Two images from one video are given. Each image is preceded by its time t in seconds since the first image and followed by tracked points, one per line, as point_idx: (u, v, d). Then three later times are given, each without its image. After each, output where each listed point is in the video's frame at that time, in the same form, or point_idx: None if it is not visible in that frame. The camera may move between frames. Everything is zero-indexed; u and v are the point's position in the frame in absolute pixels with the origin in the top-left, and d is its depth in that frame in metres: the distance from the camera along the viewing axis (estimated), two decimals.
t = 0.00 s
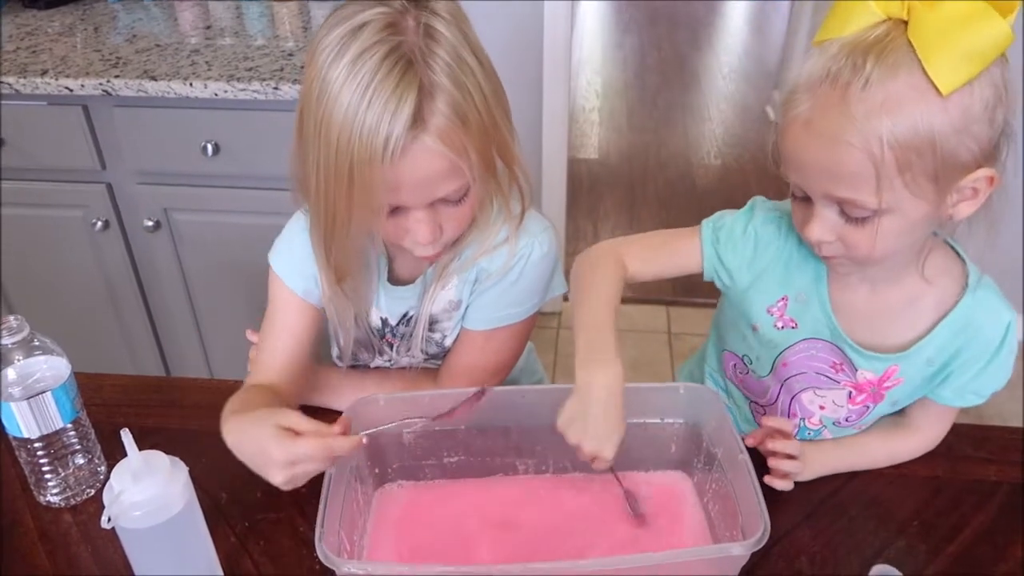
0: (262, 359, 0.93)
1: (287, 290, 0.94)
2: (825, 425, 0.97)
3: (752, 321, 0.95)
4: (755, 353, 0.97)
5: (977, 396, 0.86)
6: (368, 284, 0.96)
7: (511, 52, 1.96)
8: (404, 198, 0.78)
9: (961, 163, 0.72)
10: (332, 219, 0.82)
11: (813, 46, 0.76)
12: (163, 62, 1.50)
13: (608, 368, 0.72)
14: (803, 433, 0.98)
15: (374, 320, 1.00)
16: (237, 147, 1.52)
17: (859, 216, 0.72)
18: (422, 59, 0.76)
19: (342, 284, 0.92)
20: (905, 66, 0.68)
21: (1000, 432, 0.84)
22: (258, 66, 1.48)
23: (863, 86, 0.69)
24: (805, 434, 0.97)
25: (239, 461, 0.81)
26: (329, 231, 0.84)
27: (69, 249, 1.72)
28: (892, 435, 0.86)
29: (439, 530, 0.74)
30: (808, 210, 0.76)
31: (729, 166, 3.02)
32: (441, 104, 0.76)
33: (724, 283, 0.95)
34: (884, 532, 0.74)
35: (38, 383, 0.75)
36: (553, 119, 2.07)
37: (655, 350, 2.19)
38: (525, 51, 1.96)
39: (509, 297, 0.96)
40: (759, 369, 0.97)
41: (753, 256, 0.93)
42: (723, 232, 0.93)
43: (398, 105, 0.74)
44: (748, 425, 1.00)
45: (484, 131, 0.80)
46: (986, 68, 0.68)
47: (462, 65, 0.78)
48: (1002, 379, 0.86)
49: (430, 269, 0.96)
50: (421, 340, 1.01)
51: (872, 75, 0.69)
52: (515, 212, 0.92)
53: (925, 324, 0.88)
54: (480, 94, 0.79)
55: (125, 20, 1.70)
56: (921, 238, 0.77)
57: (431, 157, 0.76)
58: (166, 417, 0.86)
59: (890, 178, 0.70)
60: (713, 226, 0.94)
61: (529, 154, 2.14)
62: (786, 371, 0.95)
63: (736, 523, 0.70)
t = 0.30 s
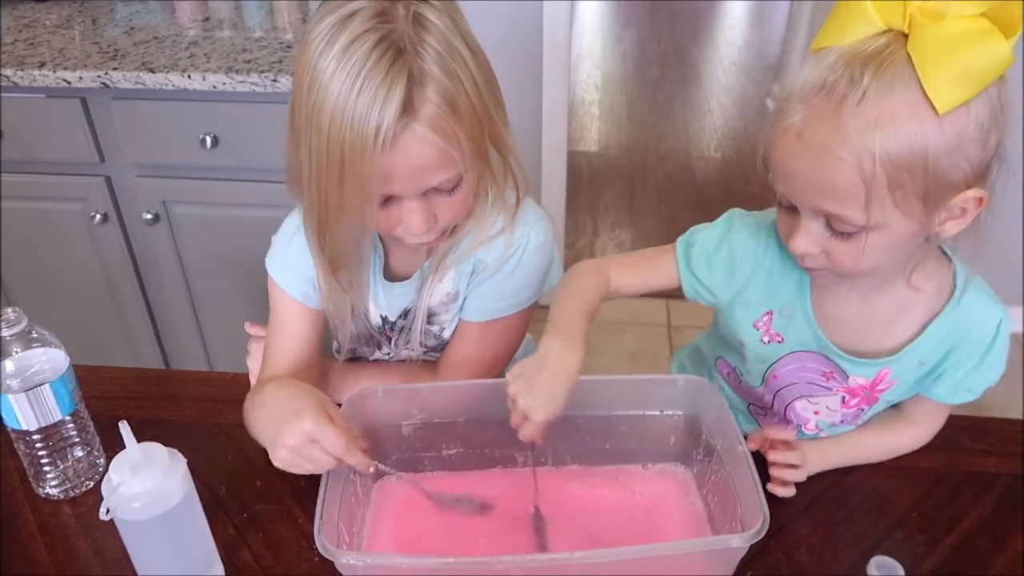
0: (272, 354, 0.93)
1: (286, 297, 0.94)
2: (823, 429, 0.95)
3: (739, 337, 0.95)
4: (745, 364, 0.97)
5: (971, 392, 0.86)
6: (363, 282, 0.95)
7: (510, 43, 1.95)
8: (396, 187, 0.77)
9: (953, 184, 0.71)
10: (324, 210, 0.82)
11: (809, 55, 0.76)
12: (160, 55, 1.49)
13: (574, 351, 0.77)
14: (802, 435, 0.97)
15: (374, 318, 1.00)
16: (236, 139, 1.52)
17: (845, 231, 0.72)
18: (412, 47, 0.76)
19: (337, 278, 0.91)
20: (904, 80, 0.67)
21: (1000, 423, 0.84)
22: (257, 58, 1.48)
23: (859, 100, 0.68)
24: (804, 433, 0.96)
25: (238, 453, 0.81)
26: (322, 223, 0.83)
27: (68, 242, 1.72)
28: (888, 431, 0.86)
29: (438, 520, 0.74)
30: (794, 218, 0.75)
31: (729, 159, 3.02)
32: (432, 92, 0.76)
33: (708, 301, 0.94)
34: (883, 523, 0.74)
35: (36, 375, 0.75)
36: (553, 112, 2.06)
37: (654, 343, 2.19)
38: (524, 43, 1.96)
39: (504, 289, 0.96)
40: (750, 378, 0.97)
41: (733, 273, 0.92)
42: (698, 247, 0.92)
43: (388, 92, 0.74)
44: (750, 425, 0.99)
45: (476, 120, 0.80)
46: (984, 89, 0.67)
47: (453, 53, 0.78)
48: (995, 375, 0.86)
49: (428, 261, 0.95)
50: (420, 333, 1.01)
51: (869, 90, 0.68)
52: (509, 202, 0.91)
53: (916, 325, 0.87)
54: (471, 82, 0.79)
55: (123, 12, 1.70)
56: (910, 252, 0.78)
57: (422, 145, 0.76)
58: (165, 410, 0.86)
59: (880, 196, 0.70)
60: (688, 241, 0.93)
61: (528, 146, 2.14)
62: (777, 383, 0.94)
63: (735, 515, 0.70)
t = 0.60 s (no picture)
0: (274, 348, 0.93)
1: (288, 293, 0.94)
2: (822, 431, 0.95)
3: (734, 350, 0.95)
4: (741, 372, 0.96)
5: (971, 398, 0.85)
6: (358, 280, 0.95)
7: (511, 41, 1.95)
8: (387, 184, 0.77)
9: (944, 213, 0.69)
10: (315, 208, 0.81)
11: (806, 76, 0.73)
12: (161, 52, 1.49)
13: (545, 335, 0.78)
14: (802, 438, 0.96)
15: (371, 317, 1.00)
16: (236, 137, 1.52)
17: (837, 259, 0.70)
18: (401, 43, 0.76)
19: (330, 275, 0.90)
20: (894, 109, 0.65)
21: (1000, 422, 0.84)
22: (257, 55, 1.48)
23: (848, 129, 0.66)
24: (804, 436, 0.96)
25: (239, 450, 0.81)
26: (313, 220, 0.83)
27: (68, 240, 1.72)
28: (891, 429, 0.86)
29: (438, 518, 0.74)
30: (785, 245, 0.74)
31: (729, 157, 3.02)
32: (421, 88, 0.76)
33: (705, 311, 0.94)
34: (883, 521, 0.74)
35: (37, 372, 0.75)
36: (553, 109, 2.06)
37: (655, 341, 2.19)
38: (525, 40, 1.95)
39: (502, 287, 0.96)
40: (747, 391, 0.97)
41: (728, 287, 0.91)
42: (695, 258, 0.91)
43: (376, 88, 0.74)
44: (750, 433, 0.99)
45: (467, 116, 0.80)
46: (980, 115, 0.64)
47: (443, 49, 0.78)
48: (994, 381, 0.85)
49: (424, 260, 0.96)
50: (418, 332, 1.00)
51: (859, 118, 0.66)
52: (504, 200, 0.92)
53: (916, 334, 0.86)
54: (462, 79, 0.79)
55: (123, 10, 1.70)
56: (904, 275, 0.76)
57: (411, 141, 0.76)
58: (165, 407, 0.86)
59: (869, 225, 0.68)
60: (686, 249, 0.92)
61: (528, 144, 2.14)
62: (773, 395, 0.94)
63: (735, 513, 0.70)
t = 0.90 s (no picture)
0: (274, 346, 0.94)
1: (287, 291, 0.94)
2: (821, 428, 0.92)
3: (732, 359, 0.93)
4: (742, 372, 0.95)
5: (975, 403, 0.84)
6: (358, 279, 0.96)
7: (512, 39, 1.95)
8: (380, 187, 0.77)
9: (961, 255, 0.66)
10: (310, 209, 0.82)
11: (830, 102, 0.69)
12: (161, 50, 1.49)
13: (552, 381, 0.77)
14: (801, 436, 0.93)
15: (372, 315, 1.00)
16: (237, 135, 1.52)
17: (846, 295, 0.69)
18: (394, 47, 0.76)
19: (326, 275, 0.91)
20: (919, 158, 0.62)
21: (1000, 419, 0.84)
22: (257, 53, 1.48)
23: (870, 175, 0.64)
24: (802, 434, 0.93)
25: (239, 447, 0.81)
26: (309, 221, 0.83)
27: (69, 238, 1.72)
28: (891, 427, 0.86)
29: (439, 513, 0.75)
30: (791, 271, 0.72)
31: (730, 154, 3.01)
32: (414, 92, 0.76)
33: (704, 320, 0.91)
34: (882, 518, 0.74)
35: (38, 369, 0.75)
36: (554, 108, 2.06)
37: (655, 340, 2.19)
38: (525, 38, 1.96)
39: (502, 284, 0.96)
40: (744, 387, 0.94)
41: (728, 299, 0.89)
42: (695, 272, 0.88)
43: (368, 92, 0.74)
44: (749, 430, 0.96)
45: (461, 119, 0.80)
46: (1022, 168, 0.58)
47: (436, 53, 0.77)
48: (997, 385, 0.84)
49: (424, 258, 0.96)
50: (418, 329, 1.01)
51: (884, 159, 0.63)
52: (504, 197, 0.92)
53: (915, 348, 0.84)
54: (456, 82, 0.79)
55: (124, 7, 1.70)
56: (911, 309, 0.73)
57: (404, 145, 0.76)
58: (166, 405, 0.86)
59: (881, 270, 0.66)
60: (688, 262, 0.89)
61: (529, 142, 2.14)
62: (773, 386, 0.92)
63: (735, 511, 0.70)
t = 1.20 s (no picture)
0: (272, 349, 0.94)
1: (286, 292, 0.94)
2: (819, 428, 0.92)
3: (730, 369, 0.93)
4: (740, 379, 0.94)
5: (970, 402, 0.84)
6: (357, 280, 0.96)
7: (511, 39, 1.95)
8: (377, 193, 0.78)
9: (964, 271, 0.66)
10: (308, 214, 0.82)
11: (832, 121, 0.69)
12: (161, 50, 1.49)
13: (547, 416, 0.75)
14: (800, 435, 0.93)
15: (372, 317, 1.00)
16: (236, 136, 1.52)
17: (852, 313, 0.69)
18: (389, 54, 0.76)
19: (326, 279, 0.91)
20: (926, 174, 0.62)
21: (998, 417, 0.84)
22: (257, 53, 1.48)
23: (877, 194, 0.64)
24: (801, 434, 0.92)
25: (240, 446, 0.81)
26: (306, 226, 0.84)
27: (69, 238, 1.73)
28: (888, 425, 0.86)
29: (437, 512, 0.75)
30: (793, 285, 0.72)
31: (729, 153, 3.02)
32: (409, 99, 0.76)
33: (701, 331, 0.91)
34: (880, 516, 0.75)
35: (40, 369, 0.76)
36: (554, 107, 2.07)
37: (654, 339, 2.20)
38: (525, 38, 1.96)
39: (502, 285, 0.97)
40: (743, 394, 0.94)
41: (726, 315, 0.88)
42: (696, 288, 0.87)
43: (364, 100, 0.74)
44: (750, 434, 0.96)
45: (458, 125, 0.80)
46: None
47: (432, 59, 0.77)
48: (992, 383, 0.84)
49: (423, 260, 0.96)
50: (418, 329, 1.01)
51: (890, 176, 0.63)
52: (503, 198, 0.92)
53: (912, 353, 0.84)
54: (452, 88, 0.79)
55: (123, 7, 1.70)
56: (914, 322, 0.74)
57: (400, 151, 0.76)
58: (167, 405, 0.86)
59: (889, 287, 0.66)
60: (685, 277, 0.87)
61: (528, 142, 2.14)
62: (770, 395, 0.92)
63: (734, 509, 0.71)
